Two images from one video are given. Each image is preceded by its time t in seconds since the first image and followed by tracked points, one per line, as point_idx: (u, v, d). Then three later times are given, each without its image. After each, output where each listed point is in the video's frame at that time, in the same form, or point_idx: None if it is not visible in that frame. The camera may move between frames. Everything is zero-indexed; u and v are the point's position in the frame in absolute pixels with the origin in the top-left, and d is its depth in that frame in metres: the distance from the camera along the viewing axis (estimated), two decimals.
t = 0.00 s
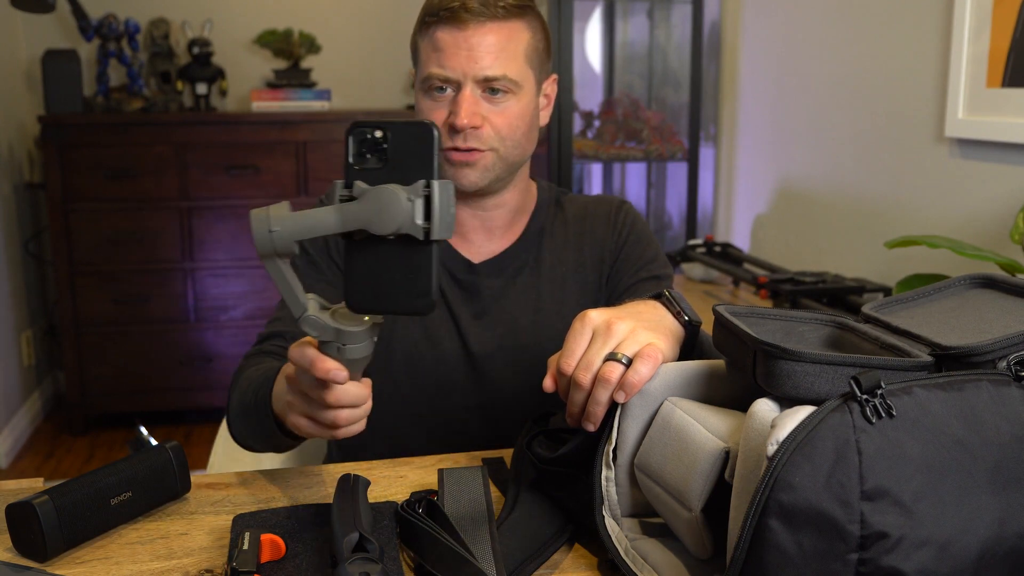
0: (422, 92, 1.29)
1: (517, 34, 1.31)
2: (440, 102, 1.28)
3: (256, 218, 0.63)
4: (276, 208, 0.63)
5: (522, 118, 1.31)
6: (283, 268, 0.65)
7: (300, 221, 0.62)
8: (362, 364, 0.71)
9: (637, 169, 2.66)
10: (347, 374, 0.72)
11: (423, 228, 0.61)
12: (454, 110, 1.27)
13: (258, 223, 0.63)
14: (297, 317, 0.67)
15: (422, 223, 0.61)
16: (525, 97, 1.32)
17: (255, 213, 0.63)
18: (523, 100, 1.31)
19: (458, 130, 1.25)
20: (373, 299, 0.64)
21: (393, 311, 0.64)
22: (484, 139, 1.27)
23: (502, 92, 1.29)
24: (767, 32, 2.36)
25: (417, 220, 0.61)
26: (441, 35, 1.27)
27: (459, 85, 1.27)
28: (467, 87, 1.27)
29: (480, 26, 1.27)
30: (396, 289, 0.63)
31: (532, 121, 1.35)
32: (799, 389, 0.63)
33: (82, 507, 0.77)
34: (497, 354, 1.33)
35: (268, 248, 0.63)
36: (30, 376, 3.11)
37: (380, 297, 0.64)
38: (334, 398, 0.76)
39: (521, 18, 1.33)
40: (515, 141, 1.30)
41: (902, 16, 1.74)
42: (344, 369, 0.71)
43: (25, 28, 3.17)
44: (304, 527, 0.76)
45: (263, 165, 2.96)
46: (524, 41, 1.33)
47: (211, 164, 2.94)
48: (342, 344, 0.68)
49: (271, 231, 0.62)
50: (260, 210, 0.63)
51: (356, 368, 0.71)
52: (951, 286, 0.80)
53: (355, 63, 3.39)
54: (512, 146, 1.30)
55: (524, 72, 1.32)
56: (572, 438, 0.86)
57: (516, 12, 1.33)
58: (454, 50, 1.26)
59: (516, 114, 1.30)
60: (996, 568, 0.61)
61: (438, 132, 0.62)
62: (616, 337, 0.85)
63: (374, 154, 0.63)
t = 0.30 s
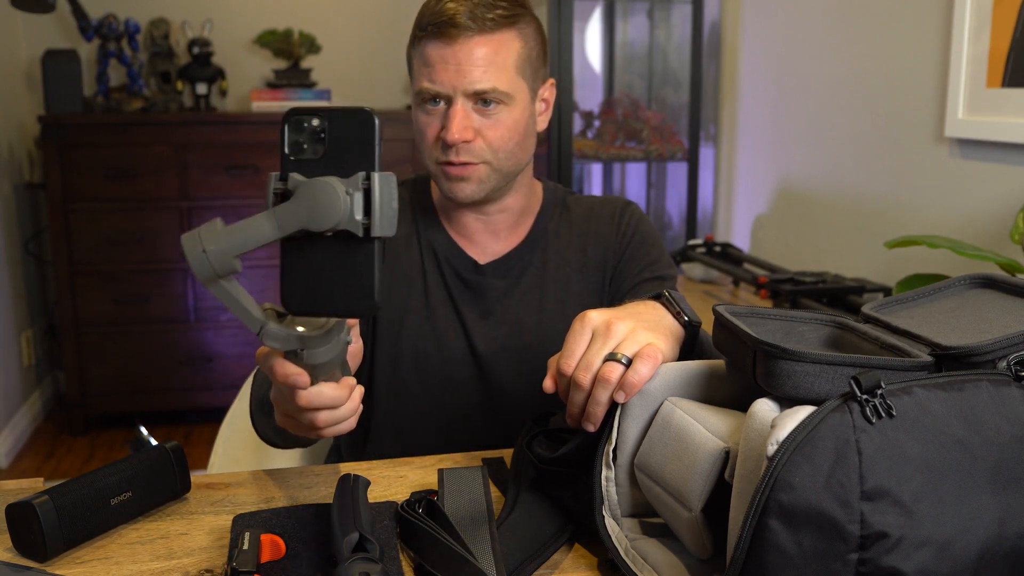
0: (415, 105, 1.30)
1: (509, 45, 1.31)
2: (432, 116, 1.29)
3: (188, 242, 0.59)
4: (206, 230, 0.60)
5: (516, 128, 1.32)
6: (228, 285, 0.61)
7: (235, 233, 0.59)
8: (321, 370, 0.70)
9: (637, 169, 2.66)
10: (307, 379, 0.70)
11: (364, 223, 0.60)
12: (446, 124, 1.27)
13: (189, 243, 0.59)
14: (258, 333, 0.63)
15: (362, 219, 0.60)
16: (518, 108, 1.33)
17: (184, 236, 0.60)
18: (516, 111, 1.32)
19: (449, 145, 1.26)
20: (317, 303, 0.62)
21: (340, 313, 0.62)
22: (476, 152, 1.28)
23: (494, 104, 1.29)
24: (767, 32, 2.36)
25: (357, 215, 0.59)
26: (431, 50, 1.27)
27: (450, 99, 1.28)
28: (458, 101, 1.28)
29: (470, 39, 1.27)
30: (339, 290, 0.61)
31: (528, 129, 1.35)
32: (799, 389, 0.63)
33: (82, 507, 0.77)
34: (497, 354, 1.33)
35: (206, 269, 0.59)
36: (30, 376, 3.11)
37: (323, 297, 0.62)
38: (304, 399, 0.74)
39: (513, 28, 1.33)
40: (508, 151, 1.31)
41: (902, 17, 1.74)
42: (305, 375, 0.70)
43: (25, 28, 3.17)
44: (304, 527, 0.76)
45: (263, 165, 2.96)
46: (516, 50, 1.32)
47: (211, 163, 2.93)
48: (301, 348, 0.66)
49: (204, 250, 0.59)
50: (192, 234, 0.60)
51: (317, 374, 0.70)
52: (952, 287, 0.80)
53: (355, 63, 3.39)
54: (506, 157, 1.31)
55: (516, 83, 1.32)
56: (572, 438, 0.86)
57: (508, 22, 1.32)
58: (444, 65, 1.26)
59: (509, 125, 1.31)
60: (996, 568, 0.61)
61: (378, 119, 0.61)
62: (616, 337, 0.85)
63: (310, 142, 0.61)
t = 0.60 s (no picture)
0: (423, 108, 1.29)
1: (518, 48, 1.30)
2: (442, 120, 1.27)
3: (205, 297, 0.57)
4: (226, 283, 0.57)
5: (525, 132, 1.31)
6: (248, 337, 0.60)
7: (260, 288, 0.57)
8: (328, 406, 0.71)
9: (637, 169, 2.66)
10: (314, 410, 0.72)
11: (400, 271, 0.58)
12: (457, 129, 1.26)
13: (209, 302, 0.57)
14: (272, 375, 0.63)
15: (399, 265, 0.58)
16: (527, 112, 1.32)
17: (202, 290, 0.57)
18: (525, 115, 1.31)
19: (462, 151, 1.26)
20: (345, 354, 0.61)
21: (370, 363, 0.61)
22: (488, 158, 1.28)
23: (504, 109, 1.29)
24: (767, 32, 2.36)
25: (393, 263, 0.57)
26: (441, 54, 1.26)
27: (460, 104, 1.27)
28: (469, 106, 1.27)
29: (480, 44, 1.26)
30: (369, 339, 0.60)
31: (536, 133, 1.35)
32: (799, 388, 0.63)
33: (82, 507, 0.77)
34: (497, 355, 1.33)
35: (230, 326, 0.58)
36: (30, 376, 3.11)
37: (351, 347, 0.61)
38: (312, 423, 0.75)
39: (522, 32, 1.32)
40: (519, 155, 1.31)
41: (902, 17, 1.74)
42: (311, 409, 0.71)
43: (25, 29, 3.17)
44: (304, 527, 0.76)
45: (263, 165, 2.96)
46: (525, 55, 1.32)
47: (211, 164, 2.94)
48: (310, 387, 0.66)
49: (227, 309, 0.57)
50: (208, 286, 0.57)
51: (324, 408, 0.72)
52: (952, 286, 0.80)
53: (355, 63, 3.39)
54: (516, 162, 1.31)
55: (526, 87, 1.31)
56: (572, 438, 0.86)
57: (516, 26, 1.31)
58: (455, 70, 1.25)
59: (519, 129, 1.30)
60: (996, 568, 0.61)
61: (405, 151, 0.57)
62: (616, 337, 0.85)
63: (330, 182, 0.58)
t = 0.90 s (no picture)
0: (430, 106, 1.28)
1: (528, 49, 1.30)
2: (450, 118, 1.27)
3: (311, 280, 0.54)
4: (329, 266, 0.55)
5: (534, 133, 1.30)
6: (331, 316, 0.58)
7: (366, 274, 0.55)
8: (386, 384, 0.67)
9: (638, 169, 2.66)
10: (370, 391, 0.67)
11: (494, 261, 0.58)
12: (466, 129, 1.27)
13: (315, 282, 0.54)
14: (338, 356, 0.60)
15: (492, 256, 0.57)
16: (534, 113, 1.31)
17: (304, 271, 0.55)
18: (534, 115, 1.30)
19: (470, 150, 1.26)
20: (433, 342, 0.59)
21: (455, 351, 0.59)
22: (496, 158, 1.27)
23: (514, 109, 1.28)
24: (767, 32, 2.36)
25: (489, 253, 0.57)
26: (451, 53, 1.25)
27: (470, 103, 1.27)
28: (478, 106, 1.27)
29: (490, 44, 1.25)
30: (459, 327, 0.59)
31: (543, 134, 1.34)
32: (799, 388, 0.63)
33: (82, 507, 0.77)
34: (497, 355, 1.33)
35: (330, 308, 0.55)
36: (31, 376, 3.11)
37: (441, 336, 0.59)
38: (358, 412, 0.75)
39: (529, 32, 1.31)
40: (526, 156, 1.30)
41: (902, 16, 1.74)
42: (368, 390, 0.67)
43: (25, 28, 3.17)
44: (304, 527, 0.76)
45: (263, 165, 2.96)
46: (534, 55, 1.31)
47: (211, 164, 2.94)
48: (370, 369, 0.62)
49: (332, 288, 0.54)
50: (311, 270, 0.55)
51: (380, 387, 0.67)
52: (951, 286, 0.80)
53: (355, 63, 3.39)
54: (523, 162, 1.30)
55: (535, 87, 1.30)
56: (572, 438, 0.86)
57: (524, 27, 1.30)
58: (465, 69, 1.25)
59: (528, 130, 1.29)
60: (996, 568, 0.61)
61: (492, 146, 0.57)
62: (616, 337, 0.85)
63: (422, 176, 0.56)
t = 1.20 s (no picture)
0: (435, 102, 1.28)
1: (536, 52, 1.29)
2: (455, 116, 1.27)
3: (415, 236, 0.52)
4: (430, 226, 0.53)
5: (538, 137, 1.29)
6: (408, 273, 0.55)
7: (465, 240, 0.54)
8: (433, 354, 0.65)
9: (637, 169, 2.65)
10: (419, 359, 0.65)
11: (568, 241, 0.59)
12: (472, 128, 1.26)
13: (418, 236, 0.52)
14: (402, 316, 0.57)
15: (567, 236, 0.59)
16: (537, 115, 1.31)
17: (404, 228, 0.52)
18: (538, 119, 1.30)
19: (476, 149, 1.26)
20: (510, 318, 0.58)
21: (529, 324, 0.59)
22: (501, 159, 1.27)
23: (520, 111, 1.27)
24: (767, 32, 2.36)
25: (565, 233, 0.58)
26: (460, 51, 1.24)
27: (477, 103, 1.26)
28: (486, 106, 1.25)
29: (501, 44, 1.24)
30: (531, 303, 0.59)
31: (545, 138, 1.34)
32: (799, 389, 0.63)
33: (81, 508, 0.77)
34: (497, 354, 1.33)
35: (427, 266, 0.53)
36: (31, 376, 3.11)
37: (516, 311, 0.59)
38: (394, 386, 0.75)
39: (538, 34, 1.30)
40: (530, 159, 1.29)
41: (902, 16, 1.74)
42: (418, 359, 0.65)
43: (26, 28, 3.17)
44: (304, 527, 0.76)
45: (263, 165, 2.96)
46: (541, 59, 1.30)
47: (211, 163, 2.94)
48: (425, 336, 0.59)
49: (433, 245, 0.52)
50: (414, 228, 0.52)
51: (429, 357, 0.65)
52: (951, 287, 0.80)
53: (356, 63, 3.39)
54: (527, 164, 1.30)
55: (540, 90, 1.29)
56: (571, 439, 0.86)
57: (533, 29, 1.29)
58: (474, 68, 1.24)
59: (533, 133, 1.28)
60: (996, 568, 0.61)
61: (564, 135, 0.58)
62: (615, 338, 0.85)
63: (503, 162, 0.57)
